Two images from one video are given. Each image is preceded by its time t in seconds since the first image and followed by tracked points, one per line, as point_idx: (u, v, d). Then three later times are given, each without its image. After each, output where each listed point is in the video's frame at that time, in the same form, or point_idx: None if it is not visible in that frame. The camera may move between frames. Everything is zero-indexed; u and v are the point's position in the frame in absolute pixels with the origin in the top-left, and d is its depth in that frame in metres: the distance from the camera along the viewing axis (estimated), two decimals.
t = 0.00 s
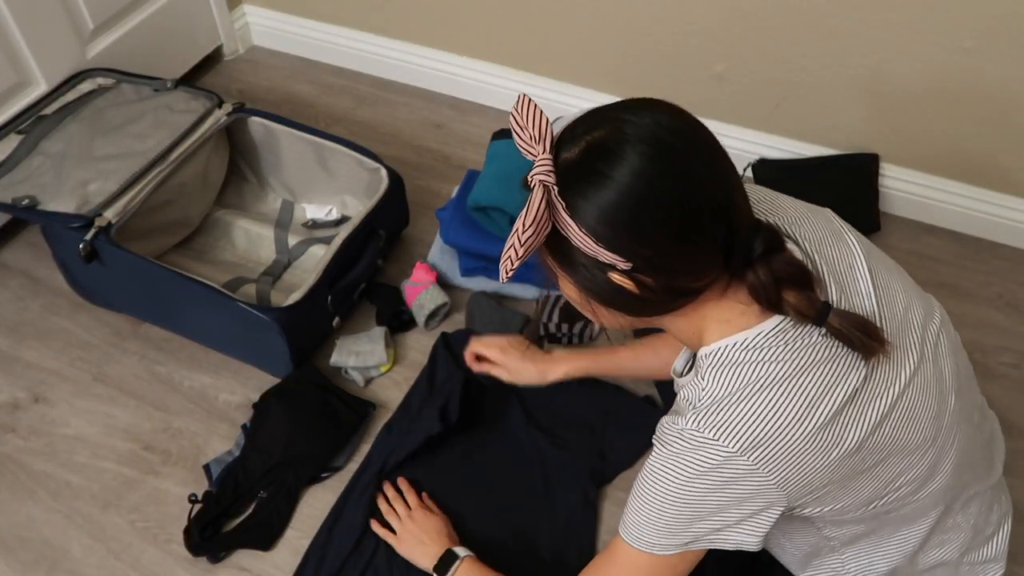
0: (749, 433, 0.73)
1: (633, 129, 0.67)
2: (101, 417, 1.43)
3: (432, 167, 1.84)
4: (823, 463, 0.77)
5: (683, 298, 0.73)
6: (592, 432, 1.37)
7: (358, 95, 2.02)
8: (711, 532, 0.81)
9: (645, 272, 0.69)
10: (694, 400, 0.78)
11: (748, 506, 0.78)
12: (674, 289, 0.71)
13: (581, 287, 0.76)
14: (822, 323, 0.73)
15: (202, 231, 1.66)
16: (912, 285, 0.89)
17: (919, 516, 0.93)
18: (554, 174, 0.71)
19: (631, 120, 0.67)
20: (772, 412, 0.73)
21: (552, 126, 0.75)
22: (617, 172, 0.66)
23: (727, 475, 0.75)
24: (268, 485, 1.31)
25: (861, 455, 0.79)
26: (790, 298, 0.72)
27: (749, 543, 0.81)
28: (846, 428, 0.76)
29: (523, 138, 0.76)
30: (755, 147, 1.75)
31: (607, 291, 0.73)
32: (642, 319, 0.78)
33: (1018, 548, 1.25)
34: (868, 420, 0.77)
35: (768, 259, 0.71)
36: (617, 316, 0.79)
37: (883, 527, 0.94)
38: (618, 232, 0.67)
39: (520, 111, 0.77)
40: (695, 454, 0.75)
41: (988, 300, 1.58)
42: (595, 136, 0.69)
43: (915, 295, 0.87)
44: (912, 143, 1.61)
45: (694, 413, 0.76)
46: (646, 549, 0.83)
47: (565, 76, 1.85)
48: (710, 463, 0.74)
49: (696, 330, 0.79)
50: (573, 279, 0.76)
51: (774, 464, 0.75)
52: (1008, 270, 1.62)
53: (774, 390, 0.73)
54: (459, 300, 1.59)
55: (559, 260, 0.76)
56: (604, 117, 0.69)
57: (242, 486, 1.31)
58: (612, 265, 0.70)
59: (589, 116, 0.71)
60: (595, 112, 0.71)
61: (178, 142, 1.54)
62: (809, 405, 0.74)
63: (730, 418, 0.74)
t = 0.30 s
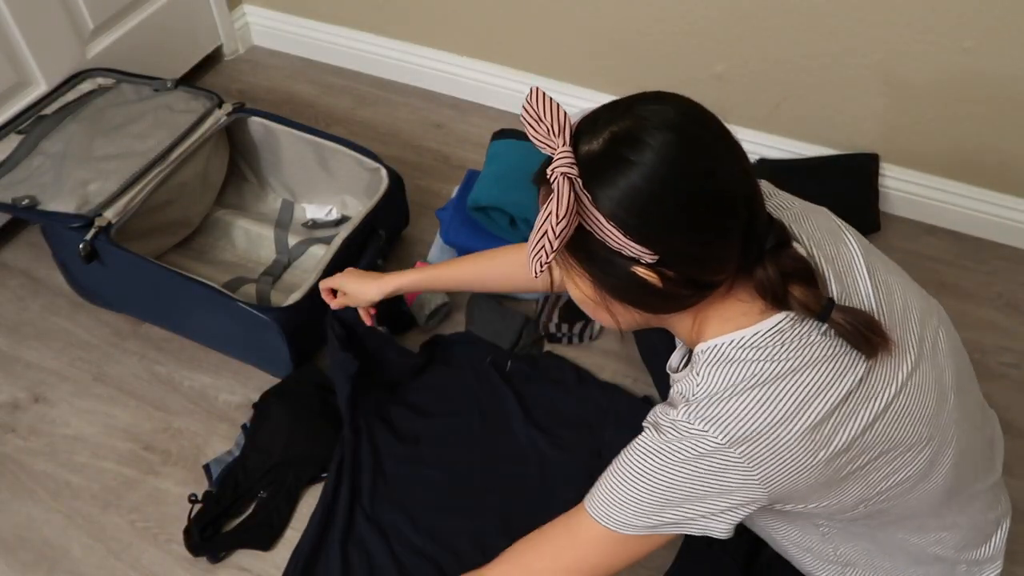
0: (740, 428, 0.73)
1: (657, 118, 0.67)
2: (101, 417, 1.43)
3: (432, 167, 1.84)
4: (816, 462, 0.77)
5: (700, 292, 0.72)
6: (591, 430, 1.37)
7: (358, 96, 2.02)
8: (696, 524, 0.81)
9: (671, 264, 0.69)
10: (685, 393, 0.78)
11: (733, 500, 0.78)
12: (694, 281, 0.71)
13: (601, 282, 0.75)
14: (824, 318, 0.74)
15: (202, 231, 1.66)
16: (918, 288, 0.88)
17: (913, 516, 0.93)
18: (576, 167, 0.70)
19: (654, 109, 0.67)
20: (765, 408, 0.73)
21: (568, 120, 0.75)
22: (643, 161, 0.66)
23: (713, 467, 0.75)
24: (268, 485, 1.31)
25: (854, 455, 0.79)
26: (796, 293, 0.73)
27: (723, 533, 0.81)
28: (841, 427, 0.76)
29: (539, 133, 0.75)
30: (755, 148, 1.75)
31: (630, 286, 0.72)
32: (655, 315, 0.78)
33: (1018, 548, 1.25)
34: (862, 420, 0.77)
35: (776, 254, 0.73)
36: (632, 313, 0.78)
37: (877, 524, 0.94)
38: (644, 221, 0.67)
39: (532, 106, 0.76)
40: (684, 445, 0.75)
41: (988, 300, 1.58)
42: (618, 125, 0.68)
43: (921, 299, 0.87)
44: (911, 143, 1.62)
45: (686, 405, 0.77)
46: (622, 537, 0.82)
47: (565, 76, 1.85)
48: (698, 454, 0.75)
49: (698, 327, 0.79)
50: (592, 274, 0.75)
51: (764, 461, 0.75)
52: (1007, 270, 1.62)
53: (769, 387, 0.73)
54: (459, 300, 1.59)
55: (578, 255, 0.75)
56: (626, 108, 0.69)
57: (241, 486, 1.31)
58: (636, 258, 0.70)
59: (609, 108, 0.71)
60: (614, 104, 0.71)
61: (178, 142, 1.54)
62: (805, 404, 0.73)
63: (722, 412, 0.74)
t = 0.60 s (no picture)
0: (727, 443, 0.73)
1: (610, 145, 0.67)
2: (101, 417, 1.43)
3: (432, 167, 1.84)
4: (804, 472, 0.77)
5: (668, 310, 0.73)
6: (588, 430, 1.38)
7: (358, 95, 2.02)
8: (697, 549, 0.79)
9: (633, 286, 0.69)
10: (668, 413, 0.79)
11: (727, 517, 0.77)
12: (660, 301, 0.71)
13: (566, 306, 0.75)
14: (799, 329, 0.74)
15: (202, 231, 1.66)
16: (893, 292, 0.89)
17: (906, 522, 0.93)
18: (536, 197, 0.70)
19: (607, 137, 0.68)
20: (745, 419, 0.73)
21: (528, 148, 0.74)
22: (598, 187, 0.66)
23: (701, 484, 0.74)
24: (268, 485, 1.31)
25: (842, 463, 0.79)
26: (768, 307, 0.73)
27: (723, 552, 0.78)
28: (826, 436, 0.76)
29: (500, 162, 0.74)
30: (755, 148, 1.75)
31: (595, 309, 0.73)
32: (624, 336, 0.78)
33: (1018, 548, 1.25)
34: (845, 428, 0.77)
35: (742, 269, 0.74)
36: (602, 334, 0.79)
37: (869, 531, 0.94)
38: (602, 246, 0.67)
39: (492, 135, 0.76)
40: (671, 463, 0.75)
41: (988, 300, 1.58)
42: (574, 153, 0.69)
43: (898, 301, 0.87)
44: (912, 143, 1.62)
45: (672, 423, 0.77)
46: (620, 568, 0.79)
47: (565, 76, 1.85)
48: (689, 471, 0.74)
49: (674, 343, 0.80)
50: (558, 298, 0.75)
51: (750, 473, 0.74)
52: (1007, 270, 1.62)
53: (748, 398, 0.73)
54: (459, 300, 1.59)
55: (543, 281, 0.75)
56: (581, 136, 0.69)
57: (242, 486, 1.31)
58: (599, 282, 0.70)
59: (565, 136, 0.71)
60: (570, 132, 0.71)
61: (178, 142, 1.54)
62: (786, 413, 0.74)
63: (707, 427, 0.74)
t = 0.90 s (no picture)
0: (792, 443, 0.74)
1: (639, 132, 0.67)
2: (101, 417, 1.43)
3: (432, 167, 1.84)
4: (859, 467, 0.77)
5: (710, 296, 0.73)
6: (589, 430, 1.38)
7: (357, 95, 2.02)
8: (765, 548, 0.81)
9: (673, 275, 0.69)
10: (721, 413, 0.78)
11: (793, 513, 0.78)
12: (699, 288, 0.71)
13: (607, 301, 0.75)
14: (844, 311, 0.74)
15: (202, 231, 1.66)
16: (924, 289, 0.89)
17: (935, 520, 0.93)
18: (568, 192, 0.70)
19: (635, 124, 0.68)
20: (812, 418, 0.74)
21: (552, 143, 0.75)
22: (630, 176, 0.66)
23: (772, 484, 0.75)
24: (268, 485, 1.31)
25: (894, 458, 0.80)
26: (811, 286, 0.73)
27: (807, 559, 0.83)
28: (884, 431, 0.77)
29: (524, 160, 0.75)
30: (755, 148, 1.75)
31: (636, 301, 0.73)
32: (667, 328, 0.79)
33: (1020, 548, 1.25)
34: (898, 423, 0.78)
35: (785, 249, 0.73)
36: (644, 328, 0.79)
37: (895, 529, 0.94)
38: (638, 236, 0.67)
39: (516, 134, 0.76)
40: (739, 468, 0.75)
41: (988, 300, 1.58)
42: (603, 144, 0.69)
43: (931, 299, 0.88)
44: (911, 143, 1.62)
45: (729, 424, 0.76)
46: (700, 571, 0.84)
47: (565, 76, 1.85)
48: (756, 474, 0.75)
49: (717, 334, 0.80)
50: (598, 294, 0.76)
51: (817, 470, 0.76)
52: (1007, 270, 1.62)
53: (809, 395, 0.74)
54: (458, 300, 1.59)
55: (581, 277, 0.76)
56: (608, 126, 0.69)
57: (242, 486, 1.31)
58: (640, 274, 0.70)
59: (592, 127, 0.71)
60: (597, 123, 0.71)
61: (178, 142, 1.54)
62: (847, 408, 0.74)
63: (771, 428, 0.74)
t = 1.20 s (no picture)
0: (793, 442, 0.74)
1: (656, 127, 0.67)
2: (101, 417, 1.43)
3: (432, 167, 1.84)
4: (860, 467, 0.78)
5: (716, 297, 0.73)
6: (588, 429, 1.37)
7: (357, 95, 2.02)
8: (760, 542, 0.82)
9: (678, 274, 0.69)
10: (724, 409, 0.78)
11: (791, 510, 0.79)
12: (705, 288, 0.71)
13: (609, 296, 0.75)
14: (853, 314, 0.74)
15: (201, 231, 1.66)
16: (931, 291, 0.89)
17: (936, 520, 0.93)
18: (578, 181, 0.71)
19: (653, 119, 0.68)
20: (814, 418, 0.74)
21: (569, 132, 0.76)
22: (644, 172, 0.66)
23: (770, 482, 0.75)
24: (268, 485, 1.31)
25: (897, 459, 0.79)
26: (822, 289, 0.73)
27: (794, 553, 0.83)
28: (886, 433, 0.77)
29: (541, 145, 0.77)
30: (755, 148, 1.75)
31: (638, 299, 0.73)
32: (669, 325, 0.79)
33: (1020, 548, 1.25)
34: (903, 425, 0.78)
35: (798, 252, 0.73)
36: (645, 323, 0.79)
37: (895, 529, 0.94)
38: (647, 233, 0.67)
39: (534, 121, 0.78)
40: (739, 465, 0.75)
41: (988, 300, 1.58)
42: (619, 137, 0.69)
43: (937, 302, 0.88)
44: (911, 143, 1.62)
45: (732, 421, 0.76)
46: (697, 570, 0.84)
47: (565, 76, 1.85)
48: (756, 472, 0.75)
49: (722, 332, 0.80)
50: (601, 288, 0.76)
51: (816, 469, 0.76)
52: (1007, 270, 1.62)
53: (813, 396, 0.74)
54: (459, 300, 1.59)
55: (586, 270, 0.76)
56: (627, 119, 0.69)
57: (242, 486, 1.31)
58: (642, 271, 0.70)
59: (610, 120, 0.71)
60: (614, 115, 0.71)
61: (178, 142, 1.54)
62: (850, 408, 0.74)
63: (772, 427, 0.74)
